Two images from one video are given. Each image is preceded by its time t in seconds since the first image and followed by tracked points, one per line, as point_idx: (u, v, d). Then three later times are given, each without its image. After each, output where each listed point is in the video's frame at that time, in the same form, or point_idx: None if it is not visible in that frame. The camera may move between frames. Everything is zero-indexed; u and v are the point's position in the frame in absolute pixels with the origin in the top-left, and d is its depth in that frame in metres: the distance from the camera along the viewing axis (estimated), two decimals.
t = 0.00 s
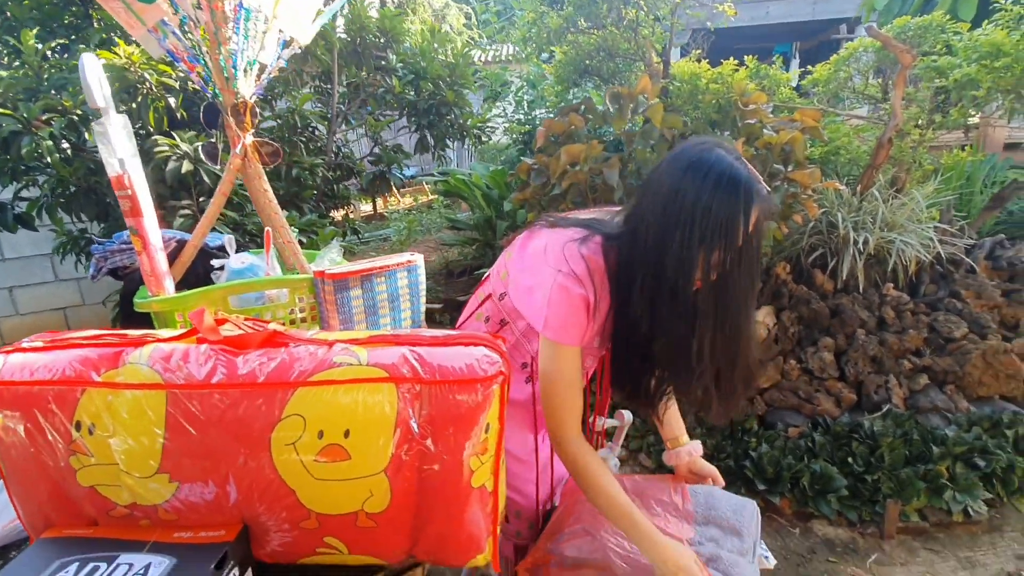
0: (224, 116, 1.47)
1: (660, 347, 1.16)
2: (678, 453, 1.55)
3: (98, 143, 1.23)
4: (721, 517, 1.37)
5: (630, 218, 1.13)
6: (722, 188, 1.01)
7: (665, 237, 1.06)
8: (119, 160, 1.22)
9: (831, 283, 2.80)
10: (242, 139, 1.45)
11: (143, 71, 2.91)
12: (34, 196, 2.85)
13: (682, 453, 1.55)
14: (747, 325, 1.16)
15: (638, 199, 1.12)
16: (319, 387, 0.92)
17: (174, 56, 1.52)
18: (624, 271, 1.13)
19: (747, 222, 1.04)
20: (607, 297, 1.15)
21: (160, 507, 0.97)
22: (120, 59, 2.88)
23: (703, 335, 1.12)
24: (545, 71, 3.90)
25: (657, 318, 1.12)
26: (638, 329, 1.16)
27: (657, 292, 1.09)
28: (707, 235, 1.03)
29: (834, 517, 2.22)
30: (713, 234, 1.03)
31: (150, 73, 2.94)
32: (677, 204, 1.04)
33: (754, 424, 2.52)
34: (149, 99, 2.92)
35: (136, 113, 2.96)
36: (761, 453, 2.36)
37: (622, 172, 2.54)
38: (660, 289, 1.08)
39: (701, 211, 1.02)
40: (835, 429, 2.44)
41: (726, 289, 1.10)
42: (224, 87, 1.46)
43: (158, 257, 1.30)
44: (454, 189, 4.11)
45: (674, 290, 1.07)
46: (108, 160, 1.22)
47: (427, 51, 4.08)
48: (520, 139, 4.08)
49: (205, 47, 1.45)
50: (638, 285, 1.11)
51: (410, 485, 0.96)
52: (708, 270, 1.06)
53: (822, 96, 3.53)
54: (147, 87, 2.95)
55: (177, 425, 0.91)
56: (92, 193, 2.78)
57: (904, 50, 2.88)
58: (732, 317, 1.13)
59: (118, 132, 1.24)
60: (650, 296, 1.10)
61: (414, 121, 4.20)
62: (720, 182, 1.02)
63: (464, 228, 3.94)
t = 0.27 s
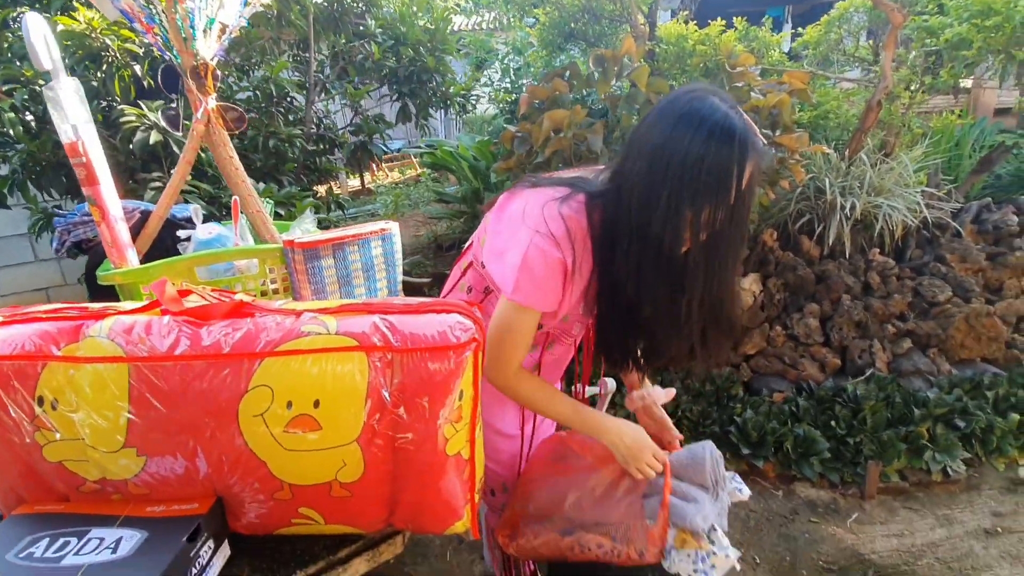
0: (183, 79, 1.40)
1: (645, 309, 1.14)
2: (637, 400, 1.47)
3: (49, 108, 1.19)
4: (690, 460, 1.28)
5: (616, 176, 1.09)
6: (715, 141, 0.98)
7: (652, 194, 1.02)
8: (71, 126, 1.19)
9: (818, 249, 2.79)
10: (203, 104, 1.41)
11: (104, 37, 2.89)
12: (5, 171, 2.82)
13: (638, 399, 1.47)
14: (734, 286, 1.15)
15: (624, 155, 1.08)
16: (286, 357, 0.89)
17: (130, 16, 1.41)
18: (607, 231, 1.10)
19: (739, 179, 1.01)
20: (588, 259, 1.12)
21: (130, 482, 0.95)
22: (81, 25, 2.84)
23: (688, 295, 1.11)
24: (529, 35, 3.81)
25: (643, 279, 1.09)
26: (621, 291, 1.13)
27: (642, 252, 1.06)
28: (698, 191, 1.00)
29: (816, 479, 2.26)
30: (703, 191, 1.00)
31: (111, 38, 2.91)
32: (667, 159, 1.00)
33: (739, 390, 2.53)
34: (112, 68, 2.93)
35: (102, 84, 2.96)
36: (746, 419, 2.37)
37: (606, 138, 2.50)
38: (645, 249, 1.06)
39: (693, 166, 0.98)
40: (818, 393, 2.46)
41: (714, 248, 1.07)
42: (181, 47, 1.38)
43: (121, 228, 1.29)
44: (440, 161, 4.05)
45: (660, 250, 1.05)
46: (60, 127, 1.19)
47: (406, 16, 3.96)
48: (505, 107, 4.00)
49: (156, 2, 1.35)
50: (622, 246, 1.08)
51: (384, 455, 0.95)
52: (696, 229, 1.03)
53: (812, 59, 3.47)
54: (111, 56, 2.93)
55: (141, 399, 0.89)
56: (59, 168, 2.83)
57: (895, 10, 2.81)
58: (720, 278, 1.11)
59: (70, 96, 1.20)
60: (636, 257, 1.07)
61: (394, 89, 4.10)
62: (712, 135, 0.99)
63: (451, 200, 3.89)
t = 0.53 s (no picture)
0: (144, 47, 1.34)
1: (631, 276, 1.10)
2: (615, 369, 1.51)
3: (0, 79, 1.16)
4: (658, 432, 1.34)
5: (595, 136, 1.05)
6: (698, 95, 0.93)
7: (634, 154, 0.98)
8: (25, 99, 1.16)
9: (807, 218, 2.77)
10: (167, 72, 1.35)
11: (65, 7, 2.79)
12: None
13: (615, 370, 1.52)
14: (727, 252, 1.10)
15: (603, 113, 1.03)
16: (257, 334, 0.87)
17: None
18: (588, 194, 1.06)
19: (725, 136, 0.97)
20: (568, 224, 1.09)
21: (104, 464, 0.93)
22: None
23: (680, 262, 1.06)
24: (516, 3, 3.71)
25: (627, 245, 1.05)
26: (605, 258, 1.09)
27: (625, 216, 1.02)
28: (682, 149, 0.95)
29: (803, 446, 2.27)
30: (687, 149, 0.95)
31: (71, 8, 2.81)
32: (648, 116, 0.96)
33: (728, 360, 2.54)
34: (78, 40, 2.83)
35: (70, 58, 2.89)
36: (734, 389, 2.39)
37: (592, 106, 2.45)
38: (628, 212, 1.02)
39: (675, 122, 0.94)
40: (806, 361, 2.48)
41: (703, 211, 1.02)
42: (141, 14, 1.32)
43: (84, 205, 1.26)
44: (427, 135, 3.99)
45: (644, 213, 1.01)
46: (14, 99, 1.16)
47: None
48: (491, 78, 3.92)
49: None
50: (604, 210, 1.04)
51: (362, 432, 0.92)
52: (683, 190, 0.98)
53: (803, 24, 3.40)
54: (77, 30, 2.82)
55: (110, 379, 0.87)
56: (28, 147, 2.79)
57: None
58: (710, 244, 1.06)
59: (21, 65, 1.17)
60: (619, 221, 1.03)
61: (375, 60, 4.00)
62: (695, 89, 0.94)
63: (440, 175, 3.84)
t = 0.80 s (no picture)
0: (126, 34, 1.32)
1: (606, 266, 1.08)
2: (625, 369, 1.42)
3: None
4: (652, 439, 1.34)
5: (583, 123, 1.03)
6: (685, 82, 0.91)
7: (618, 142, 0.96)
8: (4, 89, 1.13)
9: (804, 206, 2.76)
10: (151, 60, 1.32)
11: None
12: None
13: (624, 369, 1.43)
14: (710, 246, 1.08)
15: (591, 99, 1.01)
16: (244, 328, 0.86)
17: None
18: (575, 184, 1.05)
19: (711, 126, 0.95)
20: (556, 215, 1.08)
21: (92, 459, 0.92)
22: None
23: (660, 255, 1.04)
24: None
25: (606, 234, 1.03)
26: (586, 247, 1.08)
27: (607, 205, 1.01)
28: (665, 138, 0.93)
29: (799, 434, 2.28)
30: (671, 138, 0.93)
31: None
32: (634, 103, 0.94)
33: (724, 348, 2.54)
34: (61, 28, 2.77)
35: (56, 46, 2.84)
36: (730, 377, 2.40)
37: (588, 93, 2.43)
38: (609, 202, 1.00)
39: (660, 109, 0.92)
40: (802, 350, 2.48)
41: (684, 202, 1.00)
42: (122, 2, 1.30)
43: (67, 196, 1.25)
44: (422, 123, 3.96)
45: (625, 203, 0.98)
46: None
47: None
48: (486, 65, 3.89)
49: None
50: (587, 198, 1.03)
51: (352, 426, 0.92)
52: (665, 179, 0.96)
53: (801, 9, 3.36)
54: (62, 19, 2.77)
55: (95, 373, 0.86)
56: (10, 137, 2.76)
57: None
58: (692, 238, 1.05)
59: None
60: (600, 211, 1.02)
61: (369, 47, 3.96)
62: (682, 76, 0.92)
63: (435, 164, 3.81)
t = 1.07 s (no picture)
0: (118, 34, 1.31)
1: (604, 269, 1.07)
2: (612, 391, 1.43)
3: None
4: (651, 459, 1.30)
5: (582, 127, 1.00)
6: (686, 90, 0.88)
7: (617, 151, 0.93)
8: None
9: (803, 206, 2.75)
10: (143, 60, 1.31)
11: None
12: None
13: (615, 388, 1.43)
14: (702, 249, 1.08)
15: (591, 103, 0.98)
16: (235, 331, 0.86)
17: None
18: (574, 190, 1.01)
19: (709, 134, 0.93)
20: (557, 222, 1.05)
21: (83, 461, 0.92)
22: None
23: (652, 259, 1.04)
24: None
25: (604, 243, 1.02)
26: (584, 255, 1.06)
27: (606, 213, 0.98)
28: (665, 147, 0.91)
29: (796, 434, 2.28)
30: (671, 146, 0.91)
31: None
32: (634, 112, 0.91)
33: (722, 349, 2.53)
34: (56, 26, 2.76)
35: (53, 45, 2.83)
36: (728, 377, 2.40)
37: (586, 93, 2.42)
38: (608, 209, 0.98)
39: (661, 118, 0.89)
40: (800, 350, 2.48)
41: (677, 208, 1.00)
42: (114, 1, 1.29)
43: (59, 197, 1.25)
44: (421, 122, 3.96)
45: (624, 210, 0.97)
46: None
47: None
48: (484, 64, 3.88)
49: None
50: (585, 205, 1.00)
51: (344, 429, 0.91)
52: (663, 187, 0.95)
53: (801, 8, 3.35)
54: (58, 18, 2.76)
55: (85, 376, 0.85)
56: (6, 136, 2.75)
57: None
58: (684, 242, 1.04)
59: None
60: (599, 217, 0.99)
61: (367, 46, 3.95)
62: (683, 84, 0.90)
63: (434, 163, 3.80)
